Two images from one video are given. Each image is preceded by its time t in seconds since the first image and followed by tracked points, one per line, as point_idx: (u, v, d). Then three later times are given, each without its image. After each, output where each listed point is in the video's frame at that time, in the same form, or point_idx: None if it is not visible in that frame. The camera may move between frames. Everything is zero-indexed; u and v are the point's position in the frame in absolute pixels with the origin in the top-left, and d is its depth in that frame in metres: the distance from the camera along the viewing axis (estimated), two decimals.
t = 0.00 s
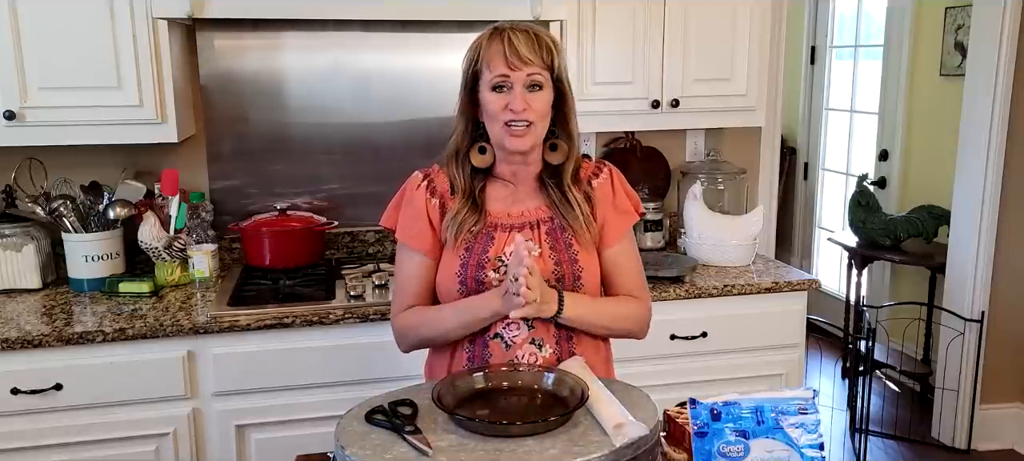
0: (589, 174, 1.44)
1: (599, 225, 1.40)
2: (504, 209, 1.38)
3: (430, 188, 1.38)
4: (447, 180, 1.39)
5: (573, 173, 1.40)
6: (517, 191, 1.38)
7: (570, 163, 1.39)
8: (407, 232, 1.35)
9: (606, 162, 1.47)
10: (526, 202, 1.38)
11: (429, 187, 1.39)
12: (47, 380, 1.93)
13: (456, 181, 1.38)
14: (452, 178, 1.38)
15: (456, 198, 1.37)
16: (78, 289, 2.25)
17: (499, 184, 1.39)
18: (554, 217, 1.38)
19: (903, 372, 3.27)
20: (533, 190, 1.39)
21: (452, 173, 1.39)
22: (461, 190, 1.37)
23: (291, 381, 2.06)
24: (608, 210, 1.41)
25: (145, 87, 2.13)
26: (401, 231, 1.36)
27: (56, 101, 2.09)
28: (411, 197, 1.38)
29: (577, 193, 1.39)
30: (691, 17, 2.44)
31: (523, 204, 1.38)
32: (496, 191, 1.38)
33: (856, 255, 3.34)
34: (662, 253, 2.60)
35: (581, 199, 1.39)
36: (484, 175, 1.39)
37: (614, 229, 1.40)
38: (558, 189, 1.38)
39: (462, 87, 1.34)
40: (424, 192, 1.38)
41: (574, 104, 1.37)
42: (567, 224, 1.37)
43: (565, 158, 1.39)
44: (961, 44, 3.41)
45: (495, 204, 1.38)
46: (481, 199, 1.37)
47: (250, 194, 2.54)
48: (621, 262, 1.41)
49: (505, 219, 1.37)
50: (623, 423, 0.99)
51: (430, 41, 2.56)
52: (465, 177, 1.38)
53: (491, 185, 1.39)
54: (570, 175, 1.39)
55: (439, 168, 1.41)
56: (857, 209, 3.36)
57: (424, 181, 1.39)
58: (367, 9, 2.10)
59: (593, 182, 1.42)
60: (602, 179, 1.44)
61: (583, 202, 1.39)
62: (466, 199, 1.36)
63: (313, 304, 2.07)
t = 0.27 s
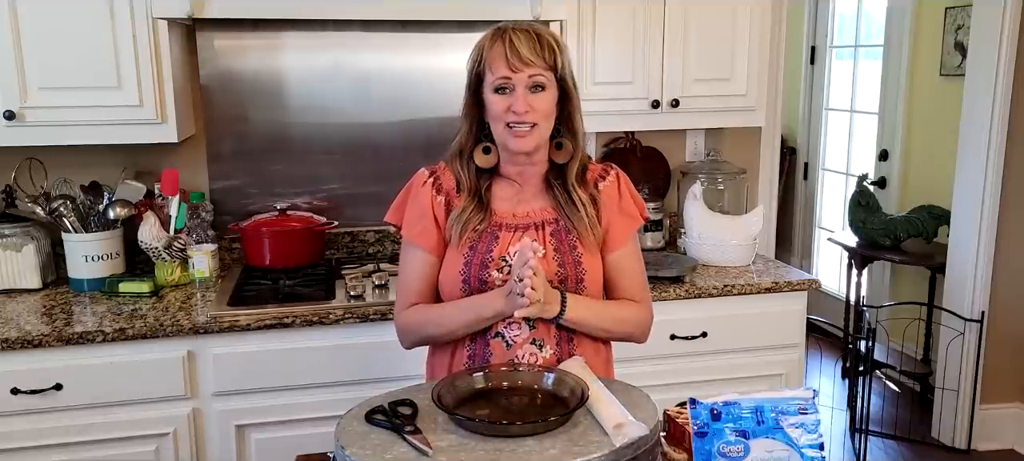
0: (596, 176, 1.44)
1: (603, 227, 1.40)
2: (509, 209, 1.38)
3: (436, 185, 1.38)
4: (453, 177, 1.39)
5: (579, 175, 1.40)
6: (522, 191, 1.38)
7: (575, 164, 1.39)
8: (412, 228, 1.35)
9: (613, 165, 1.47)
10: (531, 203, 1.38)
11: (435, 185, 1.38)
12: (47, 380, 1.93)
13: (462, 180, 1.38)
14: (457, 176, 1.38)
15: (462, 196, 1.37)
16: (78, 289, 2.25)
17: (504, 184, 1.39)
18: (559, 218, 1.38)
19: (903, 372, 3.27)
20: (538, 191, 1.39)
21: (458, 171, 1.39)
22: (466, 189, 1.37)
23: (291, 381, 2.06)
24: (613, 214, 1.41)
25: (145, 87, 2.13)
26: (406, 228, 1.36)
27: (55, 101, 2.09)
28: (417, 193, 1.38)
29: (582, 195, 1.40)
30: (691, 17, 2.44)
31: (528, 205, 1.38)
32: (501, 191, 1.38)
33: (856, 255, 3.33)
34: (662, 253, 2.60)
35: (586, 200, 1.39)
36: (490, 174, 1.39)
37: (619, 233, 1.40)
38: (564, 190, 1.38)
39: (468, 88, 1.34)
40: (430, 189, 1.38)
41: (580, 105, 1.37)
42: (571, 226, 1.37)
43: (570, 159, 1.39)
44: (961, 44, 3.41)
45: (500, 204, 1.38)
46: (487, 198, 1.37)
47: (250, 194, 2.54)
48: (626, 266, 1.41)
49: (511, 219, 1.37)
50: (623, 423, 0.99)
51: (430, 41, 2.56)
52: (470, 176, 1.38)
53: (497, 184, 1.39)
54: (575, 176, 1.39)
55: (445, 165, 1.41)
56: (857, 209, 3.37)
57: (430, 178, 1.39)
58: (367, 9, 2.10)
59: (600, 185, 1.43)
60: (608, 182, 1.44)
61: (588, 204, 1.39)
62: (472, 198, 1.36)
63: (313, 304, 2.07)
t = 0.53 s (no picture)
0: (605, 181, 1.43)
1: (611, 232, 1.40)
2: (519, 210, 1.38)
3: (447, 180, 1.38)
4: (464, 174, 1.38)
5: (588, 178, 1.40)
6: (532, 191, 1.38)
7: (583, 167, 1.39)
8: (422, 223, 1.35)
9: (623, 171, 1.47)
10: (541, 203, 1.38)
11: (446, 179, 1.38)
12: (47, 380, 1.93)
13: (472, 178, 1.38)
14: (467, 173, 1.38)
15: (472, 194, 1.37)
16: (78, 289, 2.25)
17: (514, 183, 1.39)
18: (568, 220, 1.37)
19: (903, 372, 3.27)
20: (548, 191, 1.39)
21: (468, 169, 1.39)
22: (477, 186, 1.37)
23: (291, 381, 2.06)
24: (621, 218, 1.41)
25: (145, 87, 2.13)
26: (415, 222, 1.36)
27: (56, 102, 2.09)
28: (428, 187, 1.38)
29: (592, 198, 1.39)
30: (691, 17, 2.44)
31: (538, 205, 1.38)
32: (512, 191, 1.38)
33: (856, 255, 3.33)
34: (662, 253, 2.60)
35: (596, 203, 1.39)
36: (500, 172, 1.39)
37: (626, 239, 1.40)
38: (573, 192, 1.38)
39: (474, 88, 1.35)
40: (440, 183, 1.38)
41: (586, 106, 1.36)
42: (579, 230, 1.37)
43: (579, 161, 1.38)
44: (961, 44, 3.41)
45: (510, 203, 1.38)
46: (497, 197, 1.37)
47: (250, 194, 2.54)
48: (632, 274, 1.41)
49: (520, 219, 1.37)
50: (623, 423, 0.99)
51: (430, 41, 2.56)
52: (480, 174, 1.38)
53: (507, 183, 1.39)
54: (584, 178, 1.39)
55: (457, 159, 1.41)
56: (857, 209, 3.37)
57: (442, 173, 1.39)
58: (367, 9, 2.10)
59: (609, 190, 1.42)
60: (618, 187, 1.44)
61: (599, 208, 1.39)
62: (482, 196, 1.36)
63: (313, 304, 2.07)
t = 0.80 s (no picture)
0: (605, 177, 1.44)
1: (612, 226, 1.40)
2: (521, 205, 1.37)
3: (448, 180, 1.38)
4: (465, 173, 1.38)
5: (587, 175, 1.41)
6: (533, 187, 1.38)
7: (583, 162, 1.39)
8: (424, 223, 1.35)
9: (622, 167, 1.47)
10: (542, 200, 1.38)
11: (447, 179, 1.38)
12: (47, 380, 1.93)
13: (473, 177, 1.37)
14: (468, 172, 1.38)
15: (474, 192, 1.36)
16: (78, 289, 2.25)
17: (516, 180, 1.38)
18: (569, 215, 1.38)
19: (903, 372, 3.27)
20: (549, 187, 1.39)
21: (468, 169, 1.39)
22: (478, 184, 1.37)
23: (291, 381, 2.06)
24: (621, 212, 1.41)
25: (144, 87, 2.13)
26: (417, 222, 1.36)
27: (55, 101, 2.09)
28: (430, 187, 1.38)
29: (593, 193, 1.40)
30: (691, 17, 2.44)
31: (539, 201, 1.38)
32: (513, 187, 1.38)
33: (856, 255, 3.33)
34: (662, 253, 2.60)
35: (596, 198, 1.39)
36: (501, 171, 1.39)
37: (627, 233, 1.41)
38: (573, 187, 1.39)
39: (474, 92, 1.35)
40: (442, 182, 1.37)
41: (586, 105, 1.36)
42: (581, 224, 1.37)
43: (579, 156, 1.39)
44: (961, 44, 3.41)
45: (511, 199, 1.38)
46: (498, 194, 1.37)
47: (250, 194, 2.54)
48: (633, 267, 1.41)
49: (523, 214, 1.37)
50: (623, 423, 0.99)
51: (430, 41, 2.56)
52: (481, 173, 1.37)
53: (508, 180, 1.38)
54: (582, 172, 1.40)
55: (457, 162, 1.41)
56: (857, 209, 3.37)
57: (443, 173, 1.39)
58: (367, 9, 2.10)
59: (608, 185, 1.43)
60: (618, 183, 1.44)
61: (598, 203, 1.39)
62: (484, 194, 1.36)
63: (313, 304, 2.07)
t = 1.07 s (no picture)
0: (604, 177, 1.45)
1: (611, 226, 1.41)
2: (520, 205, 1.37)
3: (447, 181, 1.38)
4: (463, 174, 1.38)
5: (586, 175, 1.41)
6: (533, 187, 1.38)
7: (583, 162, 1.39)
8: (423, 225, 1.35)
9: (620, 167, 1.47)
10: (541, 199, 1.38)
11: (446, 181, 1.38)
12: (47, 380, 1.93)
13: (472, 178, 1.37)
14: (468, 174, 1.38)
15: (473, 192, 1.36)
16: (78, 289, 2.25)
17: (516, 181, 1.38)
18: (569, 213, 1.38)
19: (903, 372, 3.27)
20: (549, 186, 1.39)
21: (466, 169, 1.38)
22: (478, 185, 1.37)
23: (291, 381, 2.06)
24: (621, 210, 1.41)
25: (144, 87, 2.13)
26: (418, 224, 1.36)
27: (55, 101, 2.09)
28: (428, 190, 1.38)
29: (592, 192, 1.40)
30: (691, 17, 2.44)
31: (539, 200, 1.38)
32: (512, 187, 1.38)
33: (856, 255, 3.33)
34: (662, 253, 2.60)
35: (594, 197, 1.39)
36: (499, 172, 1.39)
37: (626, 232, 1.41)
38: (572, 186, 1.39)
39: (474, 93, 1.35)
40: (441, 184, 1.37)
41: (585, 105, 1.36)
42: (581, 222, 1.37)
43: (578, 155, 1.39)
44: (961, 44, 3.41)
45: (511, 199, 1.38)
46: (498, 195, 1.37)
47: (250, 194, 2.54)
48: (632, 265, 1.41)
49: (523, 214, 1.37)
50: (623, 423, 0.99)
51: (430, 41, 2.56)
52: (481, 173, 1.37)
53: (507, 181, 1.38)
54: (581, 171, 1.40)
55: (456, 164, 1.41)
56: (857, 209, 3.37)
57: (441, 176, 1.39)
58: (368, 9, 2.10)
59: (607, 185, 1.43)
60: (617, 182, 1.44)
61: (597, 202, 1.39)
62: (483, 194, 1.36)
63: (313, 305, 2.07)
